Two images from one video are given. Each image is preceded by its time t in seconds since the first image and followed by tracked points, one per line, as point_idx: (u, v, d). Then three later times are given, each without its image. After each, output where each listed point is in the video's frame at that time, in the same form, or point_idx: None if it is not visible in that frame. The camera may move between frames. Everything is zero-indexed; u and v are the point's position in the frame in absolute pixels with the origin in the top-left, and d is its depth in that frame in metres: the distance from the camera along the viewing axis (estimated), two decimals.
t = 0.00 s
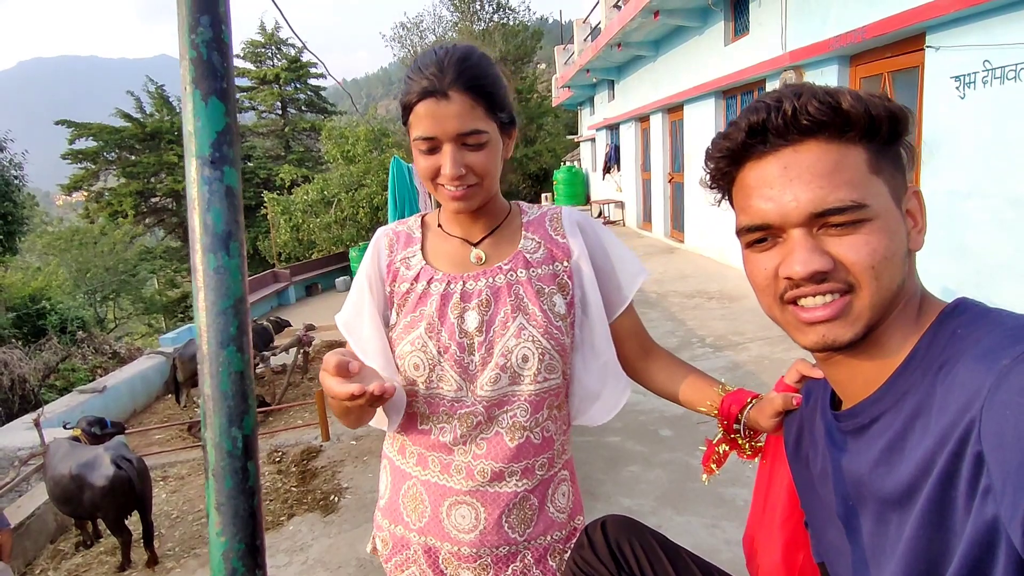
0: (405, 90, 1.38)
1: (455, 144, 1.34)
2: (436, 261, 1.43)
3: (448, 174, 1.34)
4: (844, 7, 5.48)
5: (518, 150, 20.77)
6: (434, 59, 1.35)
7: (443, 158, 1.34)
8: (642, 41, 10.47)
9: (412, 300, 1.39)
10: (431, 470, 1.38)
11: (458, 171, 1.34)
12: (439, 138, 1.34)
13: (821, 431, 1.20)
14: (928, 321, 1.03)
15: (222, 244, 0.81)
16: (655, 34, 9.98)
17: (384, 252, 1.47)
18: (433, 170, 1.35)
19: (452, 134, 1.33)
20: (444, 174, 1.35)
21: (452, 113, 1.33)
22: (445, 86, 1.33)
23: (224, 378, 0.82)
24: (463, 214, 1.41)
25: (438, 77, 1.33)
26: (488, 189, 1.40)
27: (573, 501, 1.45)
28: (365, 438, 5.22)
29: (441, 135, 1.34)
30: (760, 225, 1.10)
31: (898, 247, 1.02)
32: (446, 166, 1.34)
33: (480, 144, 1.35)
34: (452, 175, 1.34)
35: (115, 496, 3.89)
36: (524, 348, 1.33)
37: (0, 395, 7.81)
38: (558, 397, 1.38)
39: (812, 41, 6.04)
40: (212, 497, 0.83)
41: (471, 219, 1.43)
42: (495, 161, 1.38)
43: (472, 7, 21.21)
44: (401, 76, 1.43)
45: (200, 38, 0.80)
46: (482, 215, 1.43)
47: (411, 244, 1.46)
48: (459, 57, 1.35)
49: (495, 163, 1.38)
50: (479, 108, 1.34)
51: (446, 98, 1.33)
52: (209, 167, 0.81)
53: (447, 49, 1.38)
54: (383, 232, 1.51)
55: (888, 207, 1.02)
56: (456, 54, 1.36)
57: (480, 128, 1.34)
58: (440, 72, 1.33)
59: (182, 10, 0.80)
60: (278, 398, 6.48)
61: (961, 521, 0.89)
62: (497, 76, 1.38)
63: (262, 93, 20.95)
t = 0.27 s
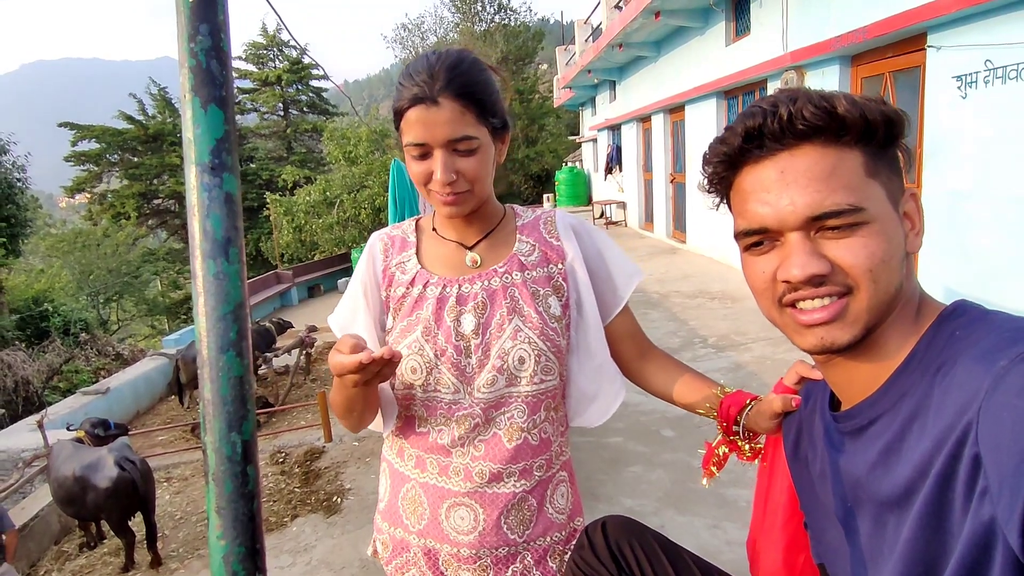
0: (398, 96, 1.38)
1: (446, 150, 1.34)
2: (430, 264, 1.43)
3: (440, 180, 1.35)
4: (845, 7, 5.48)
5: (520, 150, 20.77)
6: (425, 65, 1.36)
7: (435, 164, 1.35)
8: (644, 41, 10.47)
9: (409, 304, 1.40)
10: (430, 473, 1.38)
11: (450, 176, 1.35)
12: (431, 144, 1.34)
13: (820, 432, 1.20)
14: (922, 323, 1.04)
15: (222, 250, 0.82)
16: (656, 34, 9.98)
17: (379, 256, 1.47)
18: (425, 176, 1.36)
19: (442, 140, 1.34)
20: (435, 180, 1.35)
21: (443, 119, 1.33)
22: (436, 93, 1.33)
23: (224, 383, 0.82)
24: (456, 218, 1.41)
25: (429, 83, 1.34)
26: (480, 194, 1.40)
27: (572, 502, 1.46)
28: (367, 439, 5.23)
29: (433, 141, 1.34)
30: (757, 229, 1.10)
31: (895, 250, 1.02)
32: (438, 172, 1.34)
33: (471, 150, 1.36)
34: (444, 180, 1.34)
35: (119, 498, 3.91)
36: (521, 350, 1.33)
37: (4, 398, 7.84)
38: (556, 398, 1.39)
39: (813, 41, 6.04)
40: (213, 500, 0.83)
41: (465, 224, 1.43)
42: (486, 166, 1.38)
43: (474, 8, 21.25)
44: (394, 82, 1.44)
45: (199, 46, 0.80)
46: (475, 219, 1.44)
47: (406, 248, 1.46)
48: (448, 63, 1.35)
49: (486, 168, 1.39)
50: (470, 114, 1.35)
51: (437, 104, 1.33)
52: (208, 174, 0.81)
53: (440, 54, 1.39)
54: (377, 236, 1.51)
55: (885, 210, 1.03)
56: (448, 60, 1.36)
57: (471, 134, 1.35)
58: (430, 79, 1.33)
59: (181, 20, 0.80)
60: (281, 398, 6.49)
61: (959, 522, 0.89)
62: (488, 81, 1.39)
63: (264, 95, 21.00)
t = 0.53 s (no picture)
0: (392, 100, 1.38)
1: (437, 152, 1.34)
2: (428, 267, 1.43)
3: (431, 181, 1.34)
4: (847, 7, 5.47)
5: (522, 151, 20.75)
6: (417, 68, 1.36)
7: (426, 165, 1.35)
8: (645, 42, 10.47)
9: (407, 307, 1.40)
10: (431, 477, 1.38)
11: (442, 178, 1.34)
12: (422, 146, 1.35)
13: (821, 433, 1.20)
14: (924, 325, 1.04)
15: (222, 253, 0.82)
16: (658, 35, 9.97)
17: (378, 260, 1.47)
18: (417, 177, 1.36)
19: (433, 142, 1.34)
20: (427, 181, 1.35)
21: (433, 121, 1.33)
22: (426, 95, 1.33)
23: (224, 386, 0.82)
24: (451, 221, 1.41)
25: (421, 86, 1.34)
26: (474, 195, 1.40)
27: (574, 504, 1.46)
28: (370, 441, 5.23)
29: (424, 143, 1.34)
30: (760, 230, 1.10)
31: (898, 251, 1.02)
32: (429, 173, 1.34)
33: (462, 151, 1.35)
34: (435, 182, 1.34)
35: (121, 500, 3.91)
36: (521, 351, 1.33)
37: (8, 399, 7.85)
38: (556, 400, 1.39)
39: (815, 41, 6.03)
40: (212, 503, 0.83)
41: (462, 225, 1.43)
42: (479, 168, 1.38)
43: (475, 9, 21.30)
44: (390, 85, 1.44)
45: (200, 49, 0.80)
46: (472, 220, 1.43)
47: (404, 252, 1.46)
48: (441, 65, 1.35)
49: (479, 169, 1.38)
50: (461, 115, 1.34)
51: (427, 106, 1.33)
52: (209, 178, 0.81)
53: (434, 57, 1.39)
54: (376, 241, 1.51)
55: (888, 211, 1.02)
56: (442, 63, 1.36)
57: (462, 135, 1.34)
58: (422, 81, 1.33)
59: (182, 24, 0.81)
60: (283, 400, 6.50)
61: (960, 524, 0.89)
62: (482, 84, 1.39)
63: (266, 96, 21.04)
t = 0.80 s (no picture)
0: (386, 106, 1.39)
1: (429, 158, 1.34)
2: (430, 273, 1.44)
3: (424, 188, 1.34)
4: (850, 7, 5.46)
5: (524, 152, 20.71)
6: (409, 74, 1.36)
7: (418, 172, 1.35)
8: (647, 43, 10.46)
9: (410, 314, 1.40)
10: (437, 483, 1.38)
11: (434, 184, 1.34)
12: (414, 153, 1.34)
13: (827, 437, 1.19)
14: (932, 329, 1.03)
15: (224, 259, 0.82)
16: (660, 36, 9.97)
17: (379, 271, 1.49)
18: (412, 184, 1.36)
19: (424, 148, 1.33)
20: (421, 188, 1.35)
21: (423, 126, 1.33)
22: (416, 100, 1.33)
23: (227, 392, 0.82)
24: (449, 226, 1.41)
25: (411, 91, 1.33)
26: (470, 200, 1.39)
27: (579, 508, 1.46)
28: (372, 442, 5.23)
29: (415, 150, 1.34)
30: (765, 233, 1.10)
31: (904, 255, 1.01)
32: (422, 179, 1.34)
33: (454, 156, 1.34)
34: (427, 189, 1.34)
35: (124, 502, 3.91)
36: (524, 356, 1.33)
37: (11, 401, 7.87)
38: (562, 404, 1.38)
39: (817, 41, 6.02)
40: (217, 509, 0.83)
41: (462, 231, 1.43)
42: (473, 173, 1.37)
43: (477, 10, 21.38)
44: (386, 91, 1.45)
45: (201, 55, 0.80)
46: (471, 225, 1.43)
47: (406, 260, 1.47)
48: (431, 71, 1.35)
49: (474, 174, 1.37)
50: (452, 120, 1.33)
51: (416, 112, 1.33)
52: (210, 184, 0.81)
53: (428, 62, 1.39)
54: (377, 249, 1.52)
55: (894, 214, 1.02)
56: (435, 68, 1.36)
57: (454, 140, 1.34)
58: (412, 87, 1.33)
59: (183, 30, 0.81)
60: (286, 402, 6.50)
61: (969, 529, 0.88)
62: (476, 87, 1.38)
63: (268, 98, 21.09)
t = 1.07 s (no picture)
0: (385, 102, 1.39)
1: (432, 154, 1.34)
2: (430, 272, 1.44)
3: (427, 184, 1.34)
4: (851, 7, 5.46)
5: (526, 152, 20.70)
6: (409, 70, 1.36)
7: (421, 167, 1.35)
8: (649, 43, 10.47)
9: (410, 314, 1.40)
10: (437, 482, 1.38)
11: (437, 181, 1.34)
12: (417, 149, 1.35)
13: (829, 435, 1.20)
14: (935, 328, 1.03)
15: (225, 255, 0.82)
16: (661, 36, 9.98)
17: (378, 270, 1.48)
18: (414, 181, 1.36)
19: (427, 144, 1.34)
20: (424, 184, 1.35)
21: (426, 122, 1.33)
22: (419, 95, 1.33)
23: (227, 389, 0.82)
24: (451, 225, 1.41)
25: (412, 87, 1.34)
26: (473, 197, 1.39)
27: (578, 507, 1.46)
28: (373, 442, 5.23)
29: (418, 146, 1.34)
30: (765, 228, 1.10)
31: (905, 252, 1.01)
32: (425, 176, 1.34)
33: (458, 152, 1.35)
34: (432, 185, 1.34)
35: (126, 501, 3.92)
36: (526, 356, 1.33)
37: (14, 401, 7.90)
38: (562, 404, 1.39)
39: (819, 41, 6.02)
40: (216, 505, 0.83)
41: (464, 229, 1.43)
42: (476, 169, 1.37)
43: (479, 11, 21.56)
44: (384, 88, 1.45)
45: (203, 52, 0.81)
46: (473, 223, 1.43)
47: (406, 259, 1.47)
48: (433, 67, 1.35)
49: (476, 171, 1.38)
50: (454, 115, 1.34)
51: (419, 107, 1.33)
52: (212, 180, 0.82)
53: (426, 59, 1.39)
54: (376, 247, 1.51)
55: (895, 211, 1.02)
56: (434, 64, 1.36)
57: (457, 136, 1.34)
58: (413, 82, 1.33)
59: (185, 26, 0.81)
60: (288, 402, 6.51)
61: (970, 525, 0.88)
62: (476, 82, 1.38)
63: (271, 99, 21.16)
